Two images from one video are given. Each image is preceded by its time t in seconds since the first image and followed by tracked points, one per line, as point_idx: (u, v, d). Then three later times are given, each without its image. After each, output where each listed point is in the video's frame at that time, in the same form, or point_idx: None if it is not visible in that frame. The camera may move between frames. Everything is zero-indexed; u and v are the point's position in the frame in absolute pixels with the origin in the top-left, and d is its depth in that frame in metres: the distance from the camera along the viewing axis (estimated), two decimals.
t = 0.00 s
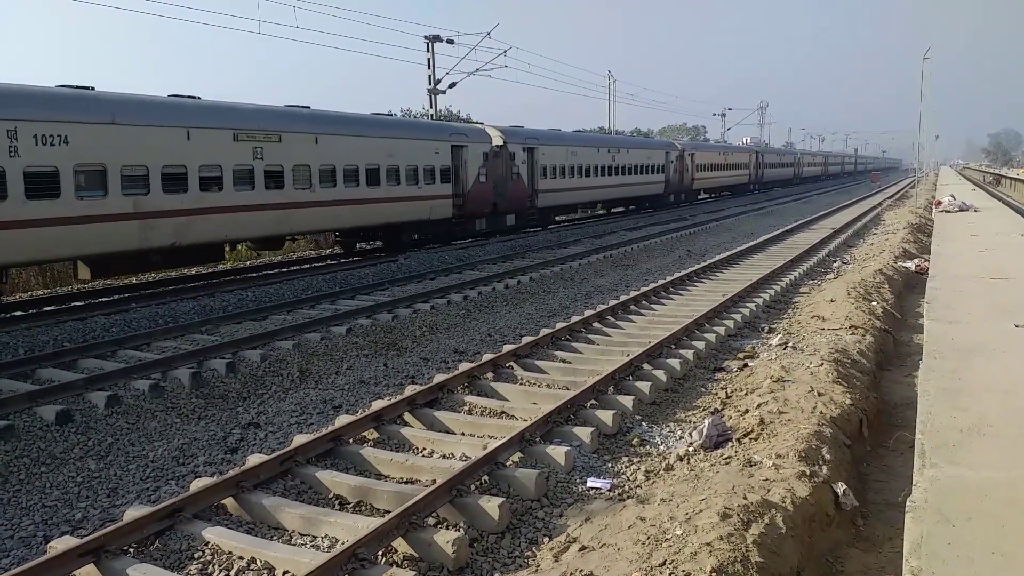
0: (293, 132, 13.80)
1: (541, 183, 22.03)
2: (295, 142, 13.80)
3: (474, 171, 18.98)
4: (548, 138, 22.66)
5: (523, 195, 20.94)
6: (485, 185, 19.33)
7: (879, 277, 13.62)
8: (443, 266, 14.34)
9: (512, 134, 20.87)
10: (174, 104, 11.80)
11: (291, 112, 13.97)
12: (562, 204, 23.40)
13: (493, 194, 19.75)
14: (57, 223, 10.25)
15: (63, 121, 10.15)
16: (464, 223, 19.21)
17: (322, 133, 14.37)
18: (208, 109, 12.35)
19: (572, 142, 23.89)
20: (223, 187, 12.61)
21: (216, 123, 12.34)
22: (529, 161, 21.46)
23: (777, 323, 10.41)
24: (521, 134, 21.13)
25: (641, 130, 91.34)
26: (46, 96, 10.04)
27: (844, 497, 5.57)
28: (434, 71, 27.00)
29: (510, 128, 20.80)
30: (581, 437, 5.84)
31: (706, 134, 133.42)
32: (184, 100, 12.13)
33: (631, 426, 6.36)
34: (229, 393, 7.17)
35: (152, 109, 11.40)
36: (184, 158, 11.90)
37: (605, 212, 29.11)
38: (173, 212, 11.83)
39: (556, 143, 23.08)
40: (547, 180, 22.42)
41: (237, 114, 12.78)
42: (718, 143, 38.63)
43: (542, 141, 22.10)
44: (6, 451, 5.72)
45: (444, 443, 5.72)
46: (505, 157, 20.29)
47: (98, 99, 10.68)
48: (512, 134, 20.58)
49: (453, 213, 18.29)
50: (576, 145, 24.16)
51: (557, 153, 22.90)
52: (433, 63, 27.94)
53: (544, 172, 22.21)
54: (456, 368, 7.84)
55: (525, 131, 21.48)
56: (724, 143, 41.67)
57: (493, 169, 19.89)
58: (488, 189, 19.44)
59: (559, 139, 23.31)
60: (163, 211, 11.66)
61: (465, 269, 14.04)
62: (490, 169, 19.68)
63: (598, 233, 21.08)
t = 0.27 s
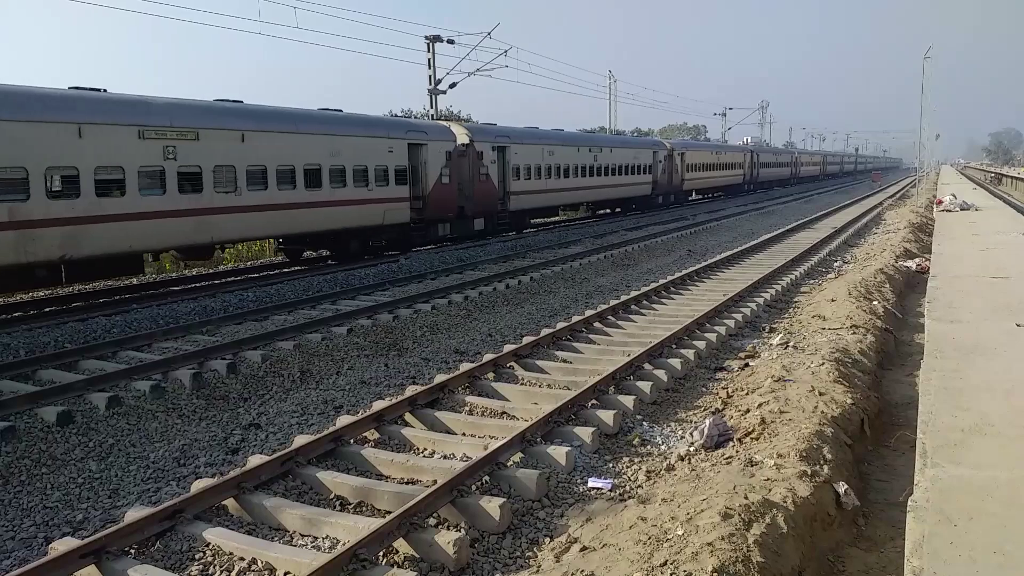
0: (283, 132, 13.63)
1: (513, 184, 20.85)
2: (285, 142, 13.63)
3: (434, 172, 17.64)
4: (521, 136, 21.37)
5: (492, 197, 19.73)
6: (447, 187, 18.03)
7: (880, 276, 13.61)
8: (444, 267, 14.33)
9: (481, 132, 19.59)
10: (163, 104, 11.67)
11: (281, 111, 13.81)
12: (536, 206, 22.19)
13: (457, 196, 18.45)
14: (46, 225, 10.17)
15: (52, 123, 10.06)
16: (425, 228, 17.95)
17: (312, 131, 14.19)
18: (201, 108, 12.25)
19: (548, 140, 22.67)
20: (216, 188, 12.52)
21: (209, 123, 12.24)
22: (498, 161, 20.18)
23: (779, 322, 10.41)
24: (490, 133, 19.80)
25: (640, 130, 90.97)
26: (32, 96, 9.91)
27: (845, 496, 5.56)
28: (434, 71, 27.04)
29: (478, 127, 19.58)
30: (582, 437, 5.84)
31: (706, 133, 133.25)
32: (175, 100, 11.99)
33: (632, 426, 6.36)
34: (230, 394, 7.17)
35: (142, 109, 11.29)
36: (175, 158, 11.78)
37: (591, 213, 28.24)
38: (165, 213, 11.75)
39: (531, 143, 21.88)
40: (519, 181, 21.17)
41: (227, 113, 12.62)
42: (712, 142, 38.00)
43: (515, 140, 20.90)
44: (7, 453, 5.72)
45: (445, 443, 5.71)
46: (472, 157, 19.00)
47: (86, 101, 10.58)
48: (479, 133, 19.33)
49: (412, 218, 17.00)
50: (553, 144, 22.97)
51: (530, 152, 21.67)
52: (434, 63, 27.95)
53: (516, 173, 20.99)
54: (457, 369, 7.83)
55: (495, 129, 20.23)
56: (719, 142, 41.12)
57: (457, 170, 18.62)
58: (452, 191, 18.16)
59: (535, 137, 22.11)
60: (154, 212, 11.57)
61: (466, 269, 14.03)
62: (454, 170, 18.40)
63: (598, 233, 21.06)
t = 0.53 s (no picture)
0: (273, 133, 13.53)
1: (480, 187, 19.56)
2: (275, 144, 13.53)
3: (389, 174, 16.27)
4: (489, 136, 20.07)
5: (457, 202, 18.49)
6: (404, 189, 16.70)
7: (882, 276, 13.60)
8: (446, 268, 14.34)
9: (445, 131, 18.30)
10: (151, 105, 11.58)
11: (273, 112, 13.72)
12: (507, 211, 20.94)
13: (415, 200, 17.09)
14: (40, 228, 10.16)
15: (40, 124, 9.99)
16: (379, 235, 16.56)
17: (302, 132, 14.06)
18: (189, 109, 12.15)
19: (522, 139, 21.48)
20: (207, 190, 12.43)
21: (199, 124, 12.15)
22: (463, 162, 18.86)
23: (781, 322, 10.40)
24: (454, 132, 18.50)
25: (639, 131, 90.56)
26: (21, 98, 9.86)
27: (848, 497, 5.56)
28: (436, 72, 27.12)
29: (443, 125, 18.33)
30: (585, 438, 5.84)
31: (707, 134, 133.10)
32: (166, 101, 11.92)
33: (634, 427, 6.36)
34: (233, 395, 7.18)
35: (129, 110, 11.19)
36: (167, 160, 11.73)
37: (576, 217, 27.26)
38: (160, 215, 11.73)
39: (501, 143, 20.65)
40: (486, 184, 19.88)
41: (219, 115, 12.56)
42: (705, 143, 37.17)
43: (483, 140, 19.69)
44: (9, 455, 5.73)
45: (448, 444, 5.71)
46: (433, 159, 17.68)
47: (75, 102, 10.51)
48: (441, 132, 18.01)
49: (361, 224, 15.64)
50: (527, 143, 21.78)
51: (500, 153, 20.42)
52: (435, 64, 27.99)
53: (484, 175, 19.72)
54: (460, 370, 7.84)
55: (462, 128, 19.04)
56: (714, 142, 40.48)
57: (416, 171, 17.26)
58: (409, 195, 16.80)
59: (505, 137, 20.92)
60: (149, 214, 11.54)
61: (468, 270, 14.04)
62: (411, 171, 17.01)
63: (600, 234, 21.06)
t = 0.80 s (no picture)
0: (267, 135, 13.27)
1: (442, 191, 17.98)
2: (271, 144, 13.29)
3: (333, 177, 14.68)
4: (446, 133, 18.03)
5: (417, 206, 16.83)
6: (349, 193, 15.05)
7: (884, 277, 13.59)
8: (447, 269, 14.33)
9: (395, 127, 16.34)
10: (154, 108, 11.38)
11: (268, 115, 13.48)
12: (475, 216, 19.32)
13: (365, 205, 15.49)
14: (46, 232, 10.04)
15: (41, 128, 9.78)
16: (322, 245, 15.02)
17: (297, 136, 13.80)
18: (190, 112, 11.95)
19: (492, 139, 19.82)
20: (208, 194, 12.27)
21: (200, 128, 11.97)
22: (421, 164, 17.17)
23: (783, 323, 10.39)
24: (411, 131, 16.85)
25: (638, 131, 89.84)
26: (21, 101, 9.63)
27: (851, 498, 5.55)
28: (437, 74, 27.17)
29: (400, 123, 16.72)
30: (587, 440, 5.83)
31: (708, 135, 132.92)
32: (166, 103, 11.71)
33: (637, 428, 6.35)
34: (235, 398, 7.18)
35: (131, 113, 10.98)
36: (183, 161, 11.80)
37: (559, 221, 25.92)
38: (165, 218, 11.61)
39: (464, 141, 18.71)
40: (449, 188, 18.23)
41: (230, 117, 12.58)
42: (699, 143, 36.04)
43: (447, 139, 18.03)
44: (12, 458, 5.72)
45: (450, 446, 5.71)
46: (387, 159, 16.05)
47: (77, 105, 10.30)
48: (394, 129, 16.23)
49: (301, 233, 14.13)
50: (498, 143, 20.10)
51: (466, 154, 18.81)
52: (436, 66, 28.01)
53: (448, 178, 18.16)
54: (462, 371, 7.83)
55: (424, 127, 17.46)
56: (710, 143, 39.56)
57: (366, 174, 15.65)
58: (357, 200, 15.23)
59: (457, 133, 18.50)
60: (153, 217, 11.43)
61: (470, 272, 14.04)
62: (361, 174, 15.42)
63: (601, 235, 21.04)
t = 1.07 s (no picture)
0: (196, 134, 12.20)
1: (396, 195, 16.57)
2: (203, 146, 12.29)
3: (263, 179, 13.38)
4: (403, 134, 16.77)
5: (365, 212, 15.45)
6: (281, 198, 13.69)
7: (885, 278, 13.58)
8: (448, 271, 14.33)
9: (341, 126, 15.02)
10: (124, 108, 11.14)
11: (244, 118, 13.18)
12: (434, 221, 17.89)
13: (300, 210, 14.13)
14: (20, 234, 9.89)
15: (8, 127, 9.57)
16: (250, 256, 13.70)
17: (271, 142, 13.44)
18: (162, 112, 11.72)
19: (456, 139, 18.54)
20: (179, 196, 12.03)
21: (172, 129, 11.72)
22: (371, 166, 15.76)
23: (784, 325, 10.39)
24: (360, 130, 15.48)
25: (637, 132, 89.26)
26: None
27: (851, 499, 5.54)
28: (437, 76, 27.25)
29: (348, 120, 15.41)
30: (588, 441, 5.83)
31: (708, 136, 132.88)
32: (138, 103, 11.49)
33: (638, 429, 6.35)
34: (235, 399, 7.19)
35: (101, 113, 10.75)
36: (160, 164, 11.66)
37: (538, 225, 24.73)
38: (136, 220, 11.41)
39: (422, 141, 17.36)
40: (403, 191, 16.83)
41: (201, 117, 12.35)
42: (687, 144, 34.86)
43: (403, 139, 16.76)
44: (13, 459, 5.73)
45: (451, 447, 5.70)
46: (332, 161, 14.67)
47: (46, 104, 10.09)
48: (336, 127, 14.82)
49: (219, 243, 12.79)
50: (460, 143, 18.69)
51: (424, 154, 17.40)
52: (437, 68, 28.03)
53: (402, 180, 16.75)
54: (462, 373, 7.83)
55: (376, 125, 16.10)
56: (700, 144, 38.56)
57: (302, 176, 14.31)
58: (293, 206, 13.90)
59: (416, 134, 17.29)
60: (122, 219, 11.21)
61: (470, 273, 14.03)
62: (296, 176, 14.05)
63: (602, 236, 21.03)
